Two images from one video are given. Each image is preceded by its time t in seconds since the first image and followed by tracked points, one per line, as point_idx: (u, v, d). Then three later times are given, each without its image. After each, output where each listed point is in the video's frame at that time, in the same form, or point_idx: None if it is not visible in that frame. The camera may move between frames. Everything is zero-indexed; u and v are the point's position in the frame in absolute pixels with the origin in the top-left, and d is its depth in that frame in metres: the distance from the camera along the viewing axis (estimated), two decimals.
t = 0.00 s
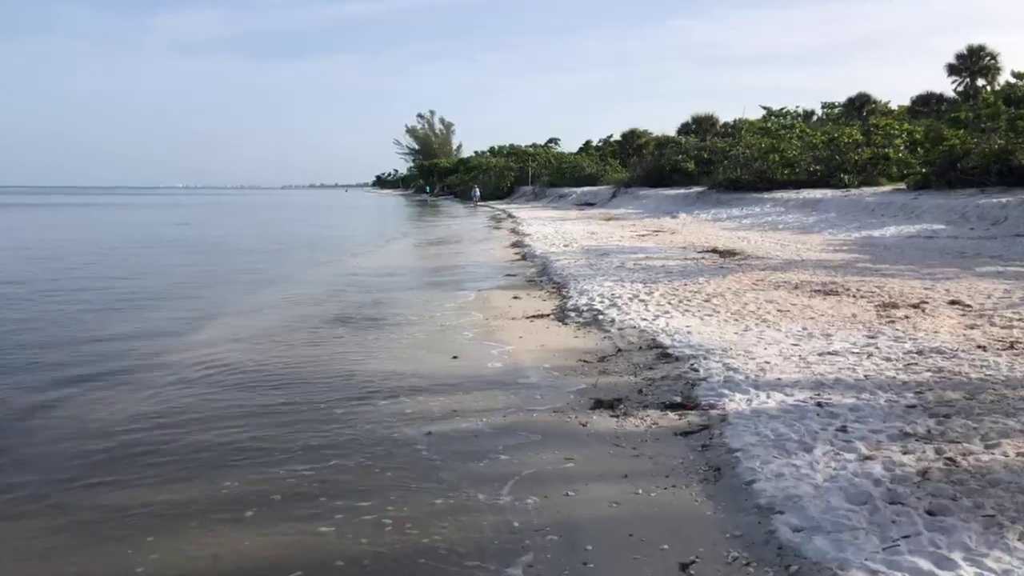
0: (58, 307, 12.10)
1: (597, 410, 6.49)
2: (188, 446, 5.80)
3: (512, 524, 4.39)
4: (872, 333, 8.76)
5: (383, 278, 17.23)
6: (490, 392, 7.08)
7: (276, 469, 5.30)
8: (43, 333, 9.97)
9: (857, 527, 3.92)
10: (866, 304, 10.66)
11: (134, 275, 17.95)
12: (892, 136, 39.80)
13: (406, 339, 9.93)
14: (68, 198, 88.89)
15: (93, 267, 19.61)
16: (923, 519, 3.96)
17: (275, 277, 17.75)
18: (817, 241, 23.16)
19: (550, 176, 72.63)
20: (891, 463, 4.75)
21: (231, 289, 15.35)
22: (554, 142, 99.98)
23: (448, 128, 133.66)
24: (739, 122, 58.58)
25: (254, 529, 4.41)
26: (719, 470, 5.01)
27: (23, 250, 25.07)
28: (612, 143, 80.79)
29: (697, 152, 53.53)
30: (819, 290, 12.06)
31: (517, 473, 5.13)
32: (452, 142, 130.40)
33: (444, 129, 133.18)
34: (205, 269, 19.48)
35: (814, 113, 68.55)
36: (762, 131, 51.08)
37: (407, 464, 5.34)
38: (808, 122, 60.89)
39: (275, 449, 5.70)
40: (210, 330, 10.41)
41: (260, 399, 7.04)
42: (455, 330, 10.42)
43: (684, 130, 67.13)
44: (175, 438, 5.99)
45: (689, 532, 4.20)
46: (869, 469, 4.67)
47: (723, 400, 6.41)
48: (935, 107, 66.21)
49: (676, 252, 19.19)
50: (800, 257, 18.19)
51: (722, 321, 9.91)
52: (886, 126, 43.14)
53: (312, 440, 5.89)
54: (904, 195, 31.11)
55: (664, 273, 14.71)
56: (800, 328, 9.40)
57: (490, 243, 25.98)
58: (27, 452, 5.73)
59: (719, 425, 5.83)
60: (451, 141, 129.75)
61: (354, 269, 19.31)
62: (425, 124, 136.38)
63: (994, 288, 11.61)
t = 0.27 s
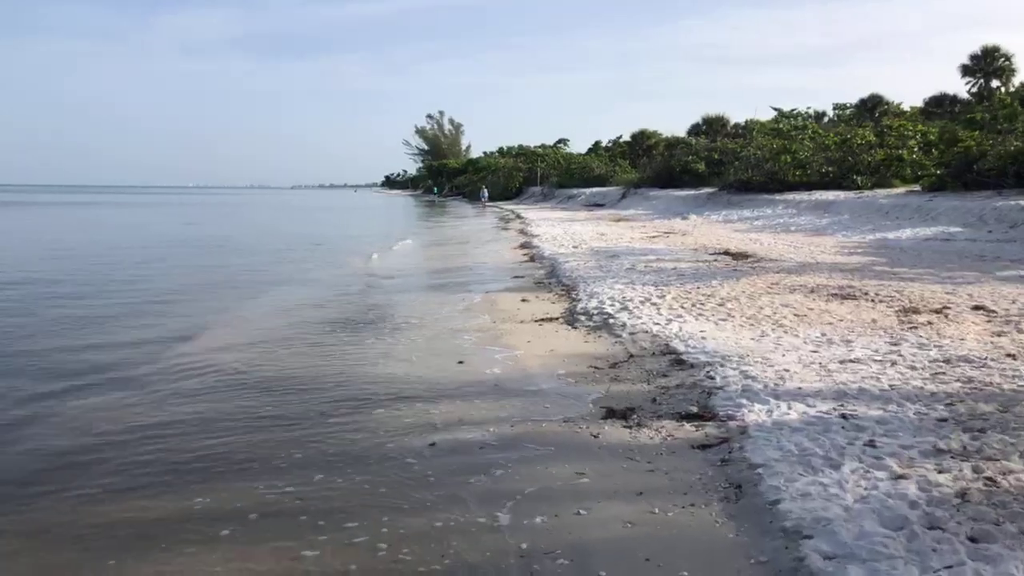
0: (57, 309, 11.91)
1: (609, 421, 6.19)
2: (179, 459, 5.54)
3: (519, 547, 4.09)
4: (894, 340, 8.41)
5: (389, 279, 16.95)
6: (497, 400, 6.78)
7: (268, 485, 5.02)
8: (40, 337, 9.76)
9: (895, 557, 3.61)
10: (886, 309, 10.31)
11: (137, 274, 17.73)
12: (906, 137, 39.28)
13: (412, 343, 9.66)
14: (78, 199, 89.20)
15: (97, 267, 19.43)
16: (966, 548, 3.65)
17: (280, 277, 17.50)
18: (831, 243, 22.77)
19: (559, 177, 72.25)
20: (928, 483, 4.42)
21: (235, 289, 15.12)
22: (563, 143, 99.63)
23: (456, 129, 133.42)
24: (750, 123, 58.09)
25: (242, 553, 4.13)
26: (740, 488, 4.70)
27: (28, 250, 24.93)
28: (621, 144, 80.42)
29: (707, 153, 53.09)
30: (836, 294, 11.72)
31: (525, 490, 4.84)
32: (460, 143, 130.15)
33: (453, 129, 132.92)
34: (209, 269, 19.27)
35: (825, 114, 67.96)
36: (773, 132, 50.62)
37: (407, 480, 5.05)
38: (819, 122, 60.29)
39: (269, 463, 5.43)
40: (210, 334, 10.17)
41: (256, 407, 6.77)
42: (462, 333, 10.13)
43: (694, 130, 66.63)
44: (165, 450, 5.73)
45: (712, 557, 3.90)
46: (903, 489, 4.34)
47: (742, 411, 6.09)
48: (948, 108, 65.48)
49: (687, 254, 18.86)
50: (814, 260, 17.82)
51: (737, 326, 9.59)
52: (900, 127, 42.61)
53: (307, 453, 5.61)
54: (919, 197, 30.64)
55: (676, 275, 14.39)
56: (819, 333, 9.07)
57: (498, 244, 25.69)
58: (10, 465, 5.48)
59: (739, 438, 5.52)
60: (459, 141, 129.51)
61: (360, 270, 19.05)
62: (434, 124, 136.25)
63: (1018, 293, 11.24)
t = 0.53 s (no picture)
0: (57, 312, 11.71)
1: (624, 434, 5.89)
2: (171, 475, 5.28)
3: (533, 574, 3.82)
4: (919, 347, 8.10)
5: (395, 281, 16.69)
6: (505, 411, 6.50)
7: (263, 505, 4.75)
8: (36, 341, 9.54)
9: None
10: (906, 314, 9.98)
11: (139, 275, 17.49)
12: (916, 138, 38.86)
13: (418, 348, 9.40)
14: (85, 199, 89.36)
15: (100, 267, 19.25)
16: None
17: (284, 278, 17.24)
18: (842, 245, 22.42)
19: (565, 177, 71.90)
20: (971, 505, 4.12)
21: (238, 291, 14.88)
22: (569, 143, 99.25)
23: (462, 129, 133.13)
24: (758, 123, 57.68)
25: None
26: (767, 509, 4.41)
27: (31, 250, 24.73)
28: (628, 144, 80.05)
29: (715, 153, 52.71)
30: (854, 298, 11.39)
31: (537, 510, 4.57)
32: (466, 143, 129.84)
33: (459, 129, 132.62)
34: (213, 270, 19.03)
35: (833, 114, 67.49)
36: (781, 132, 50.21)
37: (410, 501, 4.77)
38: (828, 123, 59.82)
39: (265, 480, 5.16)
40: (210, 338, 9.92)
41: (254, 418, 6.51)
42: (468, 338, 9.84)
43: (702, 131, 66.22)
44: (157, 465, 5.47)
45: None
46: (946, 512, 4.04)
47: (765, 423, 5.80)
48: (959, 108, 64.89)
49: (697, 256, 18.54)
50: (827, 263, 17.49)
51: (753, 332, 9.28)
52: (910, 128, 42.18)
53: (306, 470, 5.34)
54: (931, 198, 30.22)
55: (687, 278, 14.10)
56: (839, 340, 8.75)
57: (504, 245, 25.39)
58: None
59: (763, 454, 5.22)
60: (465, 142, 129.22)
61: (365, 271, 18.79)
62: (440, 125, 136.02)
63: None
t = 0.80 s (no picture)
0: (54, 317, 11.52)
1: (635, 446, 5.65)
2: (159, 490, 5.05)
3: None
4: (938, 351, 7.82)
5: (397, 282, 16.44)
6: (511, 420, 6.25)
7: (256, 524, 4.52)
8: (31, 347, 9.35)
9: None
10: (923, 316, 9.69)
11: (139, 277, 17.27)
12: (924, 136, 38.51)
13: (420, 352, 9.16)
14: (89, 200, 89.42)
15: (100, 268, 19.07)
16: None
17: (285, 280, 17.00)
18: (851, 245, 22.13)
19: (569, 177, 71.60)
20: (1011, 526, 3.85)
21: (238, 293, 14.66)
22: (573, 143, 98.93)
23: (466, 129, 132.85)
24: (763, 122, 57.34)
25: None
26: (790, 528, 4.15)
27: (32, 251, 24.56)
28: (632, 144, 79.73)
29: (720, 153, 52.39)
30: (867, 299, 11.09)
31: (545, 529, 4.31)
32: (470, 143, 129.58)
33: (462, 129, 132.36)
34: (214, 270, 18.84)
35: (838, 113, 67.12)
36: (787, 131, 49.87)
37: (408, 521, 4.52)
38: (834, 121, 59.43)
39: (259, 496, 4.93)
40: (208, 342, 9.70)
41: (248, 428, 6.27)
42: (470, 342, 9.59)
43: (706, 130, 65.89)
44: (144, 480, 5.23)
45: None
46: (985, 535, 3.77)
47: (783, 433, 5.54)
48: (965, 106, 64.46)
49: (705, 256, 18.26)
50: (837, 263, 17.21)
51: (766, 335, 9.01)
52: (917, 126, 41.81)
53: (299, 485, 5.10)
54: (940, 197, 29.87)
55: (695, 279, 13.84)
56: (856, 343, 8.47)
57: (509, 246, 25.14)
58: None
59: (782, 467, 4.95)
60: (469, 142, 128.97)
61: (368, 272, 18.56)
62: (443, 125, 135.76)
63: None
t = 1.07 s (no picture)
0: (49, 321, 11.29)
1: (644, 460, 5.36)
2: (142, 508, 4.80)
3: None
4: (960, 357, 7.50)
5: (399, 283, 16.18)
6: (514, 432, 5.97)
7: (243, 548, 4.27)
8: (22, 352, 9.12)
9: None
10: (941, 320, 9.36)
11: (138, 278, 17.04)
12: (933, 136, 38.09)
13: (421, 358, 8.89)
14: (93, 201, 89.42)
15: (100, 270, 18.85)
16: None
17: (286, 281, 16.74)
18: (861, 245, 21.78)
19: (574, 176, 71.24)
20: None
21: (238, 295, 14.43)
22: (578, 143, 98.58)
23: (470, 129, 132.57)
24: (770, 121, 56.93)
25: None
26: (814, 554, 3.85)
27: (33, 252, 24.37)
28: (637, 143, 79.36)
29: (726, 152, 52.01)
30: (882, 302, 10.77)
31: (550, 553, 4.03)
32: (475, 143, 129.31)
33: (467, 129, 132.13)
34: (214, 272, 18.60)
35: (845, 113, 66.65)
36: (794, 130, 49.45)
37: (403, 544, 4.25)
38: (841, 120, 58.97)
39: (248, 516, 4.67)
40: (203, 347, 9.46)
41: (239, 440, 6.01)
42: (473, 347, 9.31)
43: (713, 129, 65.49)
44: (126, 498, 4.98)
45: None
46: None
47: (801, 446, 5.24)
48: (974, 105, 63.92)
49: (713, 257, 17.95)
50: (848, 264, 16.88)
51: (778, 340, 8.70)
52: (926, 125, 41.39)
53: (289, 505, 4.83)
54: (950, 196, 29.48)
55: (703, 281, 13.54)
56: (873, 348, 8.16)
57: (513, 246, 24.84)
58: None
59: (802, 484, 4.65)
60: (474, 142, 128.70)
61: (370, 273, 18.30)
62: (448, 125, 135.51)
63: None
